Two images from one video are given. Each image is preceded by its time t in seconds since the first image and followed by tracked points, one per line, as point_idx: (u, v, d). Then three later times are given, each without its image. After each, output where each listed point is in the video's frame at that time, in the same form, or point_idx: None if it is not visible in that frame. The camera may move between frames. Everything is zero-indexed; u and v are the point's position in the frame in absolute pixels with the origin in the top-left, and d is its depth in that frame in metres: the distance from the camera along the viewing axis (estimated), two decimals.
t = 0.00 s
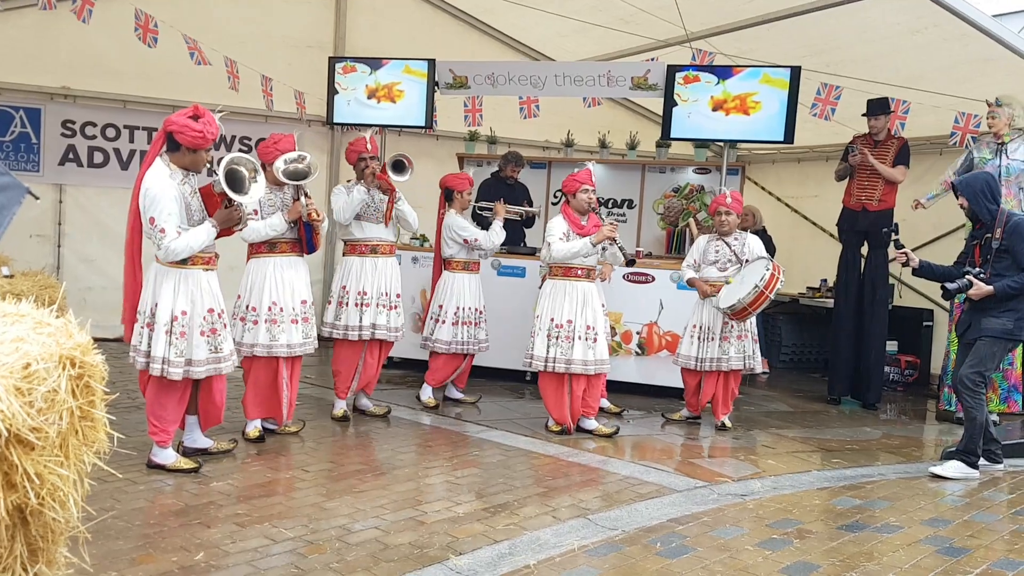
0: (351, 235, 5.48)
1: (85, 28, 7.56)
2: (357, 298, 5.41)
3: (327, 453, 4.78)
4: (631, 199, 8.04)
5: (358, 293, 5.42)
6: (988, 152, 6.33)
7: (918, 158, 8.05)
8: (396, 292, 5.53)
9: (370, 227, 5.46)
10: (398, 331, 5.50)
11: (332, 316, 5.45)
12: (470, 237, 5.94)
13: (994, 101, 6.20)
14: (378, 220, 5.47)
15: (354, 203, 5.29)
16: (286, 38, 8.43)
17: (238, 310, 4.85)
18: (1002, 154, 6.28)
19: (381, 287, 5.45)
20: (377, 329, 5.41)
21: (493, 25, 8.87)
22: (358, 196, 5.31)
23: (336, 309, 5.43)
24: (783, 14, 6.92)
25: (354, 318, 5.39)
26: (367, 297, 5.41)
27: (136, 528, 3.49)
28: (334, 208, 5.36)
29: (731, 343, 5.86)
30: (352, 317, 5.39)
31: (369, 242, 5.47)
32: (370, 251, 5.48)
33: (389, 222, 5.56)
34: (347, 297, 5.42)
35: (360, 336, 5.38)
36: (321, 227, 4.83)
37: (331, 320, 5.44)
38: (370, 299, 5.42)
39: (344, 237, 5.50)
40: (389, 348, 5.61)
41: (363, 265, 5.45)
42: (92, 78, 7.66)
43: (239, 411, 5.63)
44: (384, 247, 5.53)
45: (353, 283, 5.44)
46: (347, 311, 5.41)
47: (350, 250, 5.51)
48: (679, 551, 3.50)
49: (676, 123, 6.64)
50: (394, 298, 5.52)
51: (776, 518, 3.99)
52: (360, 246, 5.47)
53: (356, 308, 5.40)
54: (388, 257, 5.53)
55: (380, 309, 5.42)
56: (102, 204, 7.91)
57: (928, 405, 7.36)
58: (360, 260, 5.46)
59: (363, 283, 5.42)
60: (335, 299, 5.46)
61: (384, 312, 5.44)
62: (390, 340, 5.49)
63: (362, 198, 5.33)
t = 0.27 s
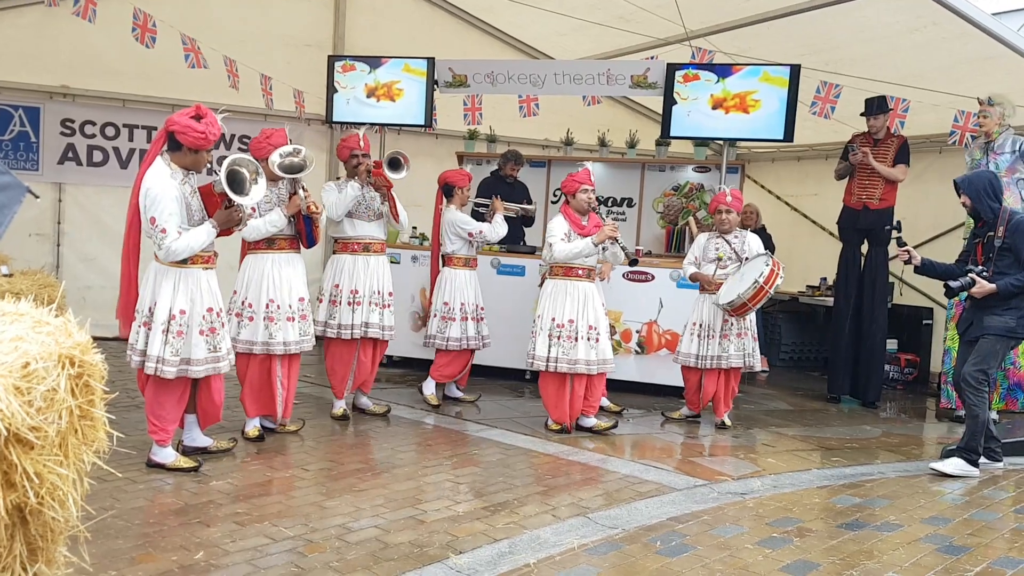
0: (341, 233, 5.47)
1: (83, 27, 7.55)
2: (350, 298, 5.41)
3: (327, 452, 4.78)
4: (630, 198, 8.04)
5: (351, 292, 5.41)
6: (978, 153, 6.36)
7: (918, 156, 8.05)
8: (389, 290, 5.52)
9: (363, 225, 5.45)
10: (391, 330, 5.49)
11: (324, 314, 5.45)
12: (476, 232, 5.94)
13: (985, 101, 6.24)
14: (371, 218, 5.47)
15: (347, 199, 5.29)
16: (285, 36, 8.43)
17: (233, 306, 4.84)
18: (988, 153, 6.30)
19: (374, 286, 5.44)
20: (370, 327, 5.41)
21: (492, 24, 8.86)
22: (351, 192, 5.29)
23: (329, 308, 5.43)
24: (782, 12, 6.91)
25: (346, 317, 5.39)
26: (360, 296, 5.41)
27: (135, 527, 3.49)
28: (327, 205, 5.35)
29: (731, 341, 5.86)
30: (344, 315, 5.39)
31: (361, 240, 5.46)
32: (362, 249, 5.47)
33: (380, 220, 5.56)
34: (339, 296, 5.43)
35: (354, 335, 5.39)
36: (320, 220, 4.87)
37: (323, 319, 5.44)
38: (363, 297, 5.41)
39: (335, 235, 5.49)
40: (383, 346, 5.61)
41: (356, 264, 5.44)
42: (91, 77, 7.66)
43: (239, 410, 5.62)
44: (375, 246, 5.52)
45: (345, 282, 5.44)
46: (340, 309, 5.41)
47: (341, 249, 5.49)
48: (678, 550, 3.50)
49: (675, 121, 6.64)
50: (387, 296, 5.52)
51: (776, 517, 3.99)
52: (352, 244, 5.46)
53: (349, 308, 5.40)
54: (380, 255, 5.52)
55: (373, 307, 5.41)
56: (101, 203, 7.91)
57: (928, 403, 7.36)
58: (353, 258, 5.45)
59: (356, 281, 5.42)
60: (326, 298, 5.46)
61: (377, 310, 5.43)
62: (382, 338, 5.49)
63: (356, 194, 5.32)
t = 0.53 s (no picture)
0: (333, 236, 5.45)
1: (79, 30, 7.54)
2: (344, 300, 5.40)
3: (322, 455, 4.77)
4: (626, 201, 8.05)
5: (344, 295, 5.41)
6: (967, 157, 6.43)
7: (914, 160, 8.06)
8: (383, 292, 5.52)
9: (355, 228, 5.45)
10: (386, 333, 5.50)
11: (317, 318, 5.43)
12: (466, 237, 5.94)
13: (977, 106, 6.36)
14: (363, 220, 5.47)
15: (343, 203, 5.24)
16: (281, 39, 8.42)
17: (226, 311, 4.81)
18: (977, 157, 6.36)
19: (366, 288, 5.44)
20: (362, 329, 5.41)
21: (488, 27, 8.87)
22: (348, 196, 5.24)
23: (322, 311, 5.42)
24: (777, 16, 6.93)
25: (341, 319, 5.39)
26: (353, 298, 5.41)
27: (131, 531, 3.48)
28: (319, 209, 5.32)
29: (726, 345, 5.87)
30: (338, 318, 5.39)
31: (354, 243, 5.46)
32: (355, 252, 5.47)
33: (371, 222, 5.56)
34: (332, 299, 5.41)
35: (345, 338, 5.38)
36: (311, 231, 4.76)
37: (316, 322, 5.43)
38: (355, 299, 5.41)
39: (327, 238, 5.47)
40: (375, 351, 5.57)
41: (348, 266, 5.44)
42: (87, 79, 7.65)
43: (234, 413, 5.61)
44: (367, 247, 5.53)
45: (338, 284, 5.43)
46: (333, 312, 5.40)
47: (333, 251, 5.48)
48: (674, 553, 3.51)
49: (671, 124, 6.64)
50: (380, 299, 5.52)
51: (772, 520, 4.00)
52: (344, 246, 5.45)
53: (342, 310, 5.40)
54: (372, 257, 5.53)
55: (365, 309, 5.42)
56: (97, 206, 7.89)
57: (923, 407, 7.38)
58: (345, 261, 5.45)
59: (348, 284, 5.41)
60: (319, 301, 5.44)
61: (370, 312, 5.44)
62: (378, 342, 5.49)
63: (353, 197, 5.26)
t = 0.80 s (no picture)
0: (331, 239, 5.44)
1: (76, 33, 7.53)
2: (342, 303, 5.39)
3: (319, 459, 4.76)
4: (623, 204, 8.06)
5: (342, 298, 5.39)
6: (974, 157, 6.39)
7: (910, 163, 8.07)
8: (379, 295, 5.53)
9: (353, 231, 5.43)
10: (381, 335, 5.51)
11: (316, 321, 5.42)
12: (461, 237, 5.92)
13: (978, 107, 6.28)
14: (361, 224, 5.46)
15: (347, 206, 5.25)
16: (277, 42, 8.42)
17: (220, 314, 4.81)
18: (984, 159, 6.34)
19: (365, 291, 5.45)
20: (359, 332, 5.41)
21: (486, 30, 8.88)
22: (349, 200, 5.26)
23: (320, 314, 5.41)
24: (774, 20, 6.94)
25: (339, 323, 5.37)
26: (352, 301, 5.40)
27: (127, 534, 3.47)
28: (318, 213, 5.30)
29: (722, 347, 5.88)
30: (336, 322, 5.38)
31: (352, 247, 5.45)
32: (354, 255, 5.46)
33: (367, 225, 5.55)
34: (332, 302, 5.39)
35: (345, 342, 5.37)
36: (308, 231, 4.80)
37: (315, 325, 5.41)
38: (354, 303, 5.41)
39: (326, 241, 5.45)
40: (370, 352, 5.56)
41: (346, 269, 5.43)
42: (83, 82, 7.64)
43: (231, 417, 5.60)
44: (365, 251, 5.52)
45: (337, 287, 5.41)
46: (332, 316, 5.39)
47: (331, 254, 5.46)
48: (671, 557, 3.51)
49: (668, 128, 6.63)
50: (376, 302, 5.53)
51: (769, 523, 4.00)
52: (343, 250, 5.44)
53: (341, 313, 5.38)
54: (368, 261, 5.52)
55: (363, 313, 5.42)
56: (94, 209, 7.89)
57: (920, 410, 7.39)
58: (343, 264, 5.43)
59: (347, 287, 5.40)
60: (318, 304, 5.43)
61: (368, 316, 5.44)
62: (367, 343, 5.47)
63: (355, 202, 5.30)
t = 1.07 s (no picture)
0: (332, 240, 5.42)
1: (72, 33, 7.52)
2: (343, 304, 5.38)
3: (316, 459, 4.76)
4: (620, 204, 8.06)
5: (343, 299, 5.39)
6: (979, 156, 6.40)
7: (907, 163, 8.07)
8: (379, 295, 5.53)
9: (354, 232, 5.44)
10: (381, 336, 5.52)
11: (316, 322, 5.39)
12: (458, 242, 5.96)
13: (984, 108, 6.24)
14: (362, 225, 5.47)
15: (352, 205, 5.25)
16: (274, 42, 8.42)
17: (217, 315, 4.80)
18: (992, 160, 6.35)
19: (366, 292, 5.45)
20: (361, 333, 5.41)
21: (483, 30, 8.87)
22: (354, 200, 5.26)
23: (321, 315, 5.38)
24: (771, 20, 6.95)
25: (340, 324, 5.36)
26: (353, 302, 5.39)
27: (124, 535, 3.47)
28: (321, 211, 5.28)
29: (720, 348, 5.88)
30: (338, 322, 5.37)
31: (352, 247, 5.44)
32: (354, 256, 5.45)
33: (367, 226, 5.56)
34: (333, 303, 5.38)
35: (347, 342, 5.37)
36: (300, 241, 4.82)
37: (315, 326, 5.38)
38: (355, 303, 5.40)
39: (327, 241, 5.42)
40: (370, 353, 5.60)
41: (347, 270, 5.42)
42: (80, 82, 7.63)
43: (228, 417, 5.60)
44: (365, 252, 5.52)
45: (338, 288, 5.40)
46: (333, 316, 5.37)
47: (332, 255, 5.44)
48: (669, 557, 3.51)
49: (665, 128, 6.63)
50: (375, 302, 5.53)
51: (766, 523, 4.00)
52: (343, 250, 5.42)
53: (342, 314, 5.37)
54: (367, 262, 5.51)
55: (364, 314, 5.42)
56: (90, 209, 7.87)
57: (917, 410, 7.40)
58: (344, 265, 5.42)
59: (348, 287, 5.40)
60: (319, 306, 5.40)
61: (369, 317, 5.44)
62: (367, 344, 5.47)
63: (360, 202, 5.28)
